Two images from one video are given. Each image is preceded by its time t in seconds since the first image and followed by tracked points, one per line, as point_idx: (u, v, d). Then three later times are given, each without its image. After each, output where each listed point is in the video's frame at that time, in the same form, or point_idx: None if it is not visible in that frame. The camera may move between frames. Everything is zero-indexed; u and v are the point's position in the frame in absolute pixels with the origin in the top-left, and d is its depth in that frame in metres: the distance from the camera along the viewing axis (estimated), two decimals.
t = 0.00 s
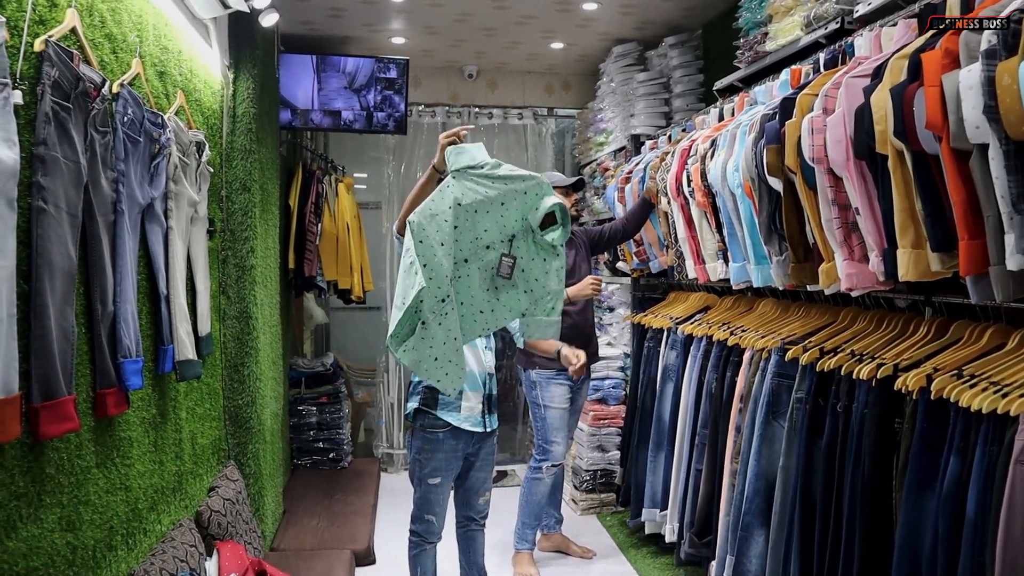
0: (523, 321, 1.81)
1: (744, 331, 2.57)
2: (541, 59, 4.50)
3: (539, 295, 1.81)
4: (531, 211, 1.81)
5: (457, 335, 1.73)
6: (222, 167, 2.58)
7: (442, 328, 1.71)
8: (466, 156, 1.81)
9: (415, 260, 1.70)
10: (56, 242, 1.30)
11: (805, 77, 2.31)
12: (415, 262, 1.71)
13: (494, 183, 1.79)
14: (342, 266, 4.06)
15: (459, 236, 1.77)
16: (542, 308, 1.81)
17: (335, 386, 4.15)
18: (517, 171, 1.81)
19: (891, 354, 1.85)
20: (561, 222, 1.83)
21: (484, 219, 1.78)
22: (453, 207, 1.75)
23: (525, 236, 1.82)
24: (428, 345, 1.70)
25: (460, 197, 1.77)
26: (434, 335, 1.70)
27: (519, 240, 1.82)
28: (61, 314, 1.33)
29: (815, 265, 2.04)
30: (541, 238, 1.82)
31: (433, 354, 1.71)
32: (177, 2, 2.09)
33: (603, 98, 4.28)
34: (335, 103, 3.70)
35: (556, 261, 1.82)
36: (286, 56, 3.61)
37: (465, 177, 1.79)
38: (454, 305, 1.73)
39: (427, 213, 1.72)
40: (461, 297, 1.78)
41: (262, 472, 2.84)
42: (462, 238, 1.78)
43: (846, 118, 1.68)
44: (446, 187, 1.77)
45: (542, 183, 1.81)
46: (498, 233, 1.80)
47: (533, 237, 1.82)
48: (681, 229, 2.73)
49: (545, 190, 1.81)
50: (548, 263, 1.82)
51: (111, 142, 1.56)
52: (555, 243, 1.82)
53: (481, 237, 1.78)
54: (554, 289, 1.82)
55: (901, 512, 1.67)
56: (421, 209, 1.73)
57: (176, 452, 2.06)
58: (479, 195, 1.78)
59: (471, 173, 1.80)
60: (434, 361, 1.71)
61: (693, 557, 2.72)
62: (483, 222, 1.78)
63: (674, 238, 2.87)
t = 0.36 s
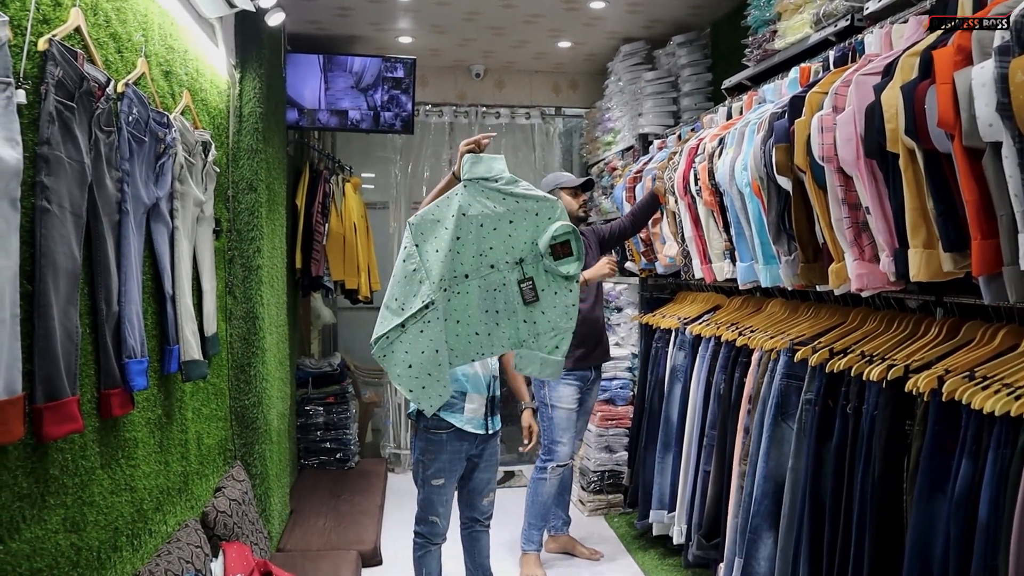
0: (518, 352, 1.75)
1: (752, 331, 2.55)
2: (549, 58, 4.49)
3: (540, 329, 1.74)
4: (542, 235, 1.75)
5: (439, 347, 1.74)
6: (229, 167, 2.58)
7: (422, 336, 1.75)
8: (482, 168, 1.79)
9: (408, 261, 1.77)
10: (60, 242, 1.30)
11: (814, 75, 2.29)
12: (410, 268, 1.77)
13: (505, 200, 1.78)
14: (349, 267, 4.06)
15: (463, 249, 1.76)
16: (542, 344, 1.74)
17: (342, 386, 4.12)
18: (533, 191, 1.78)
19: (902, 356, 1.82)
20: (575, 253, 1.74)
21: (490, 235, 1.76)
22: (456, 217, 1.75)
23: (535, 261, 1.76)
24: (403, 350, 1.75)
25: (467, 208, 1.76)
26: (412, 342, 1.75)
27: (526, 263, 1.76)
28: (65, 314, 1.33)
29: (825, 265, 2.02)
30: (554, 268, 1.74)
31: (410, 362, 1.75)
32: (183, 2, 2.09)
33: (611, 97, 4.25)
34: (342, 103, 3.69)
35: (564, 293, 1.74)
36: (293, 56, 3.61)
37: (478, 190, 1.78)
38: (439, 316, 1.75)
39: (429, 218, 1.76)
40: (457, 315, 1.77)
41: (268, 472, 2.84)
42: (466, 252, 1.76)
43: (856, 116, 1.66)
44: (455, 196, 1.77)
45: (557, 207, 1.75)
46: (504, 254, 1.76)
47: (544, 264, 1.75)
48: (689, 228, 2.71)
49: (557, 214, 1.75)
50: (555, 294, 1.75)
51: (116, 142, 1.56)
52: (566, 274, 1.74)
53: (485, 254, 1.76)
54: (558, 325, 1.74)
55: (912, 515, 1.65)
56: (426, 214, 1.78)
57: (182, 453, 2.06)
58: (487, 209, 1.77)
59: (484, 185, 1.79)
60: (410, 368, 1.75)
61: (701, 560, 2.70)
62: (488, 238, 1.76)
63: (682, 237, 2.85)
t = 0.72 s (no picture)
0: (560, 343, 1.73)
1: (760, 331, 2.54)
2: (556, 58, 4.48)
3: (576, 314, 1.75)
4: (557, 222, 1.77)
5: (479, 354, 1.72)
6: (236, 167, 2.59)
7: (461, 346, 1.73)
8: (482, 165, 1.81)
9: (427, 276, 1.73)
10: (66, 243, 1.30)
11: (822, 74, 2.28)
12: (428, 283, 1.73)
13: (512, 194, 1.80)
14: (356, 267, 4.07)
15: (479, 250, 1.78)
16: (584, 330, 1.75)
17: (349, 387, 4.15)
18: (538, 180, 1.80)
19: (911, 356, 1.81)
20: (594, 232, 1.77)
21: (503, 231, 1.77)
22: (465, 220, 1.77)
23: (556, 248, 1.78)
24: (448, 365, 1.73)
25: (474, 209, 1.79)
26: (453, 354, 1.73)
27: (548, 253, 1.77)
28: (71, 314, 1.33)
29: (833, 265, 2.00)
30: (576, 251, 1.76)
31: (457, 372, 1.72)
32: (190, 2, 2.10)
33: (618, 96, 4.24)
34: (349, 103, 3.70)
35: (592, 275, 1.77)
36: (300, 56, 3.62)
37: (481, 187, 1.80)
38: (472, 322, 1.73)
39: (438, 227, 1.76)
40: (489, 316, 1.78)
41: (275, 472, 2.84)
42: (482, 252, 1.78)
43: (865, 115, 1.64)
44: (461, 199, 1.79)
45: (564, 190, 1.79)
46: (523, 247, 1.77)
47: (565, 249, 1.77)
48: (695, 227, 2.70)
49: (566, 197, 1.78)
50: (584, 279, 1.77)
51: (123, 142, 1.56)
52: (588, 255, 1.77)
53: (501, 250, 1.77)
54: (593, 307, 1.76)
55: (921, 517, 1.63)
56: (435, 224, 1.77)
57: (189, 453, 2.07)
58: (494, 206, 1.79)
59: (487, 183, 1.81)
60: (457, 380, 1.73)
61: (709, 561, 2.69)
62: (502, 234, 1.77)
63: (688, 237, 2.84)
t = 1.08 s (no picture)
0: (551, 352, 1.73)
1: (768, 330, 2.53)
2: (563, 57, 4.48)
3: (568, 324, 1.74)
4: (556, 229, 1.76)
5: (470, 360, 1.73)
6: (243, 166, 2.61)
7: (452, 351, 1.73)
8: (484, 168, 1.79)
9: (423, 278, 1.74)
10: (74, 241, 1.31)
11: (830, 72, 2.27)
12: (423, 285, 1.73)
13: (512, 198, 1.78)
14: (362, 266, 4.08)
15: (476, 254, 1.77)
16: (575, 339, 1.74)
17: (355, 385, 4.12)
18: (539, 186, 1.79)
19: (919, 354, 1.80)
20: (593, 241, 1.75)
21: (501, 236, 1.76)
22: (464, 223, 1.76)
23: (553, 256, 1.76)
24: (437, 369, 1.74)
25: (474, 213, 1.77)
26: (443, 358, 1.74)
27: (544, 259, 1.76)
28: (80, 312, 1.34)
29: (841, 263, 1.99)
30: (573, 260, 1.74)
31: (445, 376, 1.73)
32: (198, 2, 2.10)
33: (625, 96, 4.24)
34: (356, 102, 3.71)
35: (587, 284, 1.75)
36: (307, 56, 3.63)
37: (482, 190, 1.79)
38: (465, 327, 1.73)
39: (436, 228, 1.76)
40: (482, 322, 1.77)
41: (283, 471, 2.85)
42: (480, 256, 1.77)
43: (872, 112, 1.63)
44: (461, 200, 1.78)
45: (566, 197, 1.77)
46: (520, 253, 1.76)
47: (562, 257, 1.76)
48: (703, 226, 2.69)
49: (567, 204, 1.76)
50: (580, 289, 1.75)
51: (131, 141, 1.57)
52: (584, 265, 1.75)
53: (499, 255, 1.76)
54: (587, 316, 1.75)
55: (929, 517, 1.62)
56: (433, 224, 1.77)
57: (197, 451, 2.08)
58: (494, 210, 1.77)
59: (487, 186, 1.79)
60: (446, 386, 1.73)
61: (716, 560, 2.68)
62: (499, 239, 1.76)
63: (698, 236, 2.83)
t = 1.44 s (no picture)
0: (508, 444, 1.78)
1: (775, 330, 2.51)
2: (569, 56, 4.47)
3: (525, 416, 1.76)
4: (510, 328, 1.73)
5: (441, 465, 1.71)
6: (248, 165, 2.61)
7: (422, 459, 1.70)
8: (436, 270, 1.71)
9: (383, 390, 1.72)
10: (79, 241, 1.31)
11: (837, 69, 2.25)
12: (384, 397, 1.72)
13: (464, 299, 1.73)
14: (368, 265, 4.07)
15: (431, 357, 1.75)
16: (530, 430, 1.76)
17: (361, 385, 4.20)
18: (491, 286, 1.73)
19: (928, 355, 1.78)
20: (543, 335, 1.74)
21: (455, 338, 1.73)
22: (418, 329, 1.73)
23: (507, 354, 1.74)
24: (409, 479, 1.69)
25: (426, 317, 1.74)
26: (413, 468, 1.70)
27: (499, 357, 1.74)
28: (85, 311, 1.34)
29: (849, 262, 1.97)
30: (526, 356, 1.74)
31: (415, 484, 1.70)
32: (203, 1, 2.11)
33: (631, 95, 4.22)
34: (362, 102, 3.71)
35: (541, 377, 1.75)
36: (313, 56, 3.63)
37: (434, 292, 1.73)
38: (432, 435, 1.72)
39: (389, 336, 1.73)
40: (447, 423, 1.76)
41: (288, 470, 2.85)
42: (434, 359, 1.74)
43: (881, 110, 1.62)
44: (410, 306, 1.74)
45: (518, 295, 1.73)
46: (475, 354, 1.74)
47: (517, 354, 1.74)
48: (710, 225, 2.68)
49: (521, 303, 1.73)
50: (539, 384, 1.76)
51: (136, 140, 1.57)
52: (536, 360, 1.74)
53: (453, 357, 1.74)
54: (542, 406, 1.76)
55: (939, 517, 1.61)
56: (384, 332, 1.74)
57: (202, 451, 2.08)
58: (447, 313, 1.73)
59: (440, 289, 1.73)
60: (417, 493, 1.69)
61: (722, 561, 2.66)
62: (454, 341, 1.73)
63: (703, 233, 2.81)
